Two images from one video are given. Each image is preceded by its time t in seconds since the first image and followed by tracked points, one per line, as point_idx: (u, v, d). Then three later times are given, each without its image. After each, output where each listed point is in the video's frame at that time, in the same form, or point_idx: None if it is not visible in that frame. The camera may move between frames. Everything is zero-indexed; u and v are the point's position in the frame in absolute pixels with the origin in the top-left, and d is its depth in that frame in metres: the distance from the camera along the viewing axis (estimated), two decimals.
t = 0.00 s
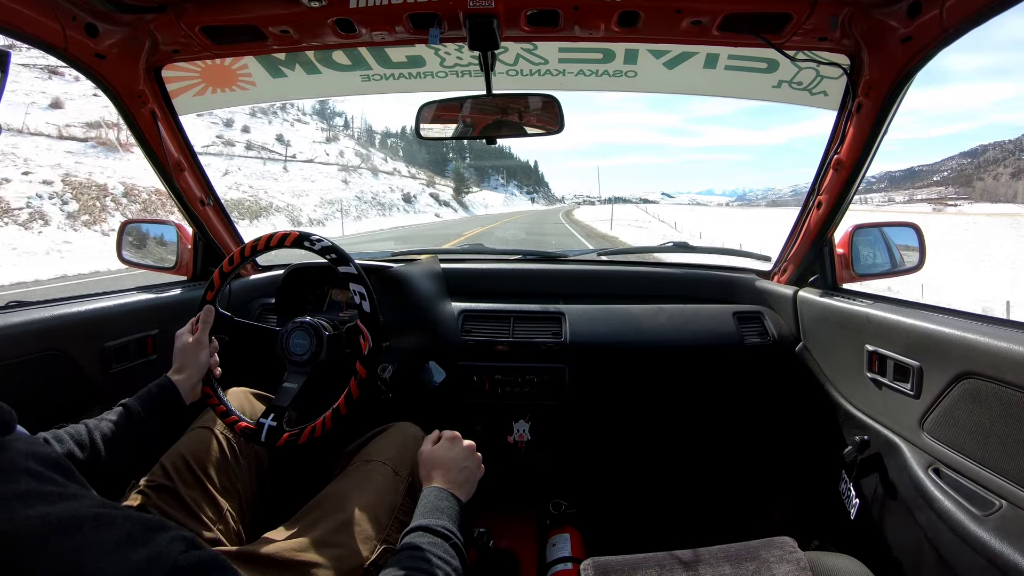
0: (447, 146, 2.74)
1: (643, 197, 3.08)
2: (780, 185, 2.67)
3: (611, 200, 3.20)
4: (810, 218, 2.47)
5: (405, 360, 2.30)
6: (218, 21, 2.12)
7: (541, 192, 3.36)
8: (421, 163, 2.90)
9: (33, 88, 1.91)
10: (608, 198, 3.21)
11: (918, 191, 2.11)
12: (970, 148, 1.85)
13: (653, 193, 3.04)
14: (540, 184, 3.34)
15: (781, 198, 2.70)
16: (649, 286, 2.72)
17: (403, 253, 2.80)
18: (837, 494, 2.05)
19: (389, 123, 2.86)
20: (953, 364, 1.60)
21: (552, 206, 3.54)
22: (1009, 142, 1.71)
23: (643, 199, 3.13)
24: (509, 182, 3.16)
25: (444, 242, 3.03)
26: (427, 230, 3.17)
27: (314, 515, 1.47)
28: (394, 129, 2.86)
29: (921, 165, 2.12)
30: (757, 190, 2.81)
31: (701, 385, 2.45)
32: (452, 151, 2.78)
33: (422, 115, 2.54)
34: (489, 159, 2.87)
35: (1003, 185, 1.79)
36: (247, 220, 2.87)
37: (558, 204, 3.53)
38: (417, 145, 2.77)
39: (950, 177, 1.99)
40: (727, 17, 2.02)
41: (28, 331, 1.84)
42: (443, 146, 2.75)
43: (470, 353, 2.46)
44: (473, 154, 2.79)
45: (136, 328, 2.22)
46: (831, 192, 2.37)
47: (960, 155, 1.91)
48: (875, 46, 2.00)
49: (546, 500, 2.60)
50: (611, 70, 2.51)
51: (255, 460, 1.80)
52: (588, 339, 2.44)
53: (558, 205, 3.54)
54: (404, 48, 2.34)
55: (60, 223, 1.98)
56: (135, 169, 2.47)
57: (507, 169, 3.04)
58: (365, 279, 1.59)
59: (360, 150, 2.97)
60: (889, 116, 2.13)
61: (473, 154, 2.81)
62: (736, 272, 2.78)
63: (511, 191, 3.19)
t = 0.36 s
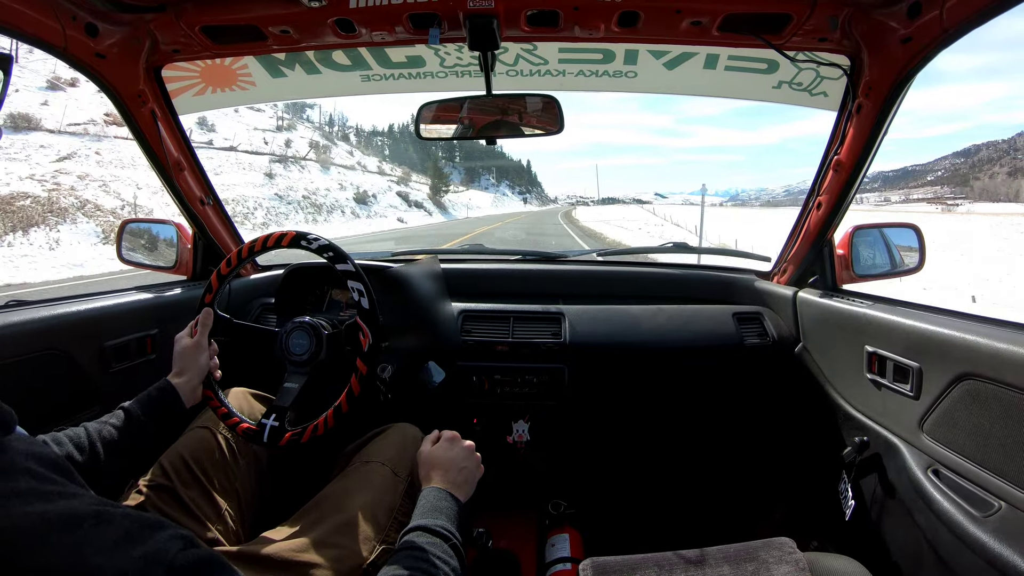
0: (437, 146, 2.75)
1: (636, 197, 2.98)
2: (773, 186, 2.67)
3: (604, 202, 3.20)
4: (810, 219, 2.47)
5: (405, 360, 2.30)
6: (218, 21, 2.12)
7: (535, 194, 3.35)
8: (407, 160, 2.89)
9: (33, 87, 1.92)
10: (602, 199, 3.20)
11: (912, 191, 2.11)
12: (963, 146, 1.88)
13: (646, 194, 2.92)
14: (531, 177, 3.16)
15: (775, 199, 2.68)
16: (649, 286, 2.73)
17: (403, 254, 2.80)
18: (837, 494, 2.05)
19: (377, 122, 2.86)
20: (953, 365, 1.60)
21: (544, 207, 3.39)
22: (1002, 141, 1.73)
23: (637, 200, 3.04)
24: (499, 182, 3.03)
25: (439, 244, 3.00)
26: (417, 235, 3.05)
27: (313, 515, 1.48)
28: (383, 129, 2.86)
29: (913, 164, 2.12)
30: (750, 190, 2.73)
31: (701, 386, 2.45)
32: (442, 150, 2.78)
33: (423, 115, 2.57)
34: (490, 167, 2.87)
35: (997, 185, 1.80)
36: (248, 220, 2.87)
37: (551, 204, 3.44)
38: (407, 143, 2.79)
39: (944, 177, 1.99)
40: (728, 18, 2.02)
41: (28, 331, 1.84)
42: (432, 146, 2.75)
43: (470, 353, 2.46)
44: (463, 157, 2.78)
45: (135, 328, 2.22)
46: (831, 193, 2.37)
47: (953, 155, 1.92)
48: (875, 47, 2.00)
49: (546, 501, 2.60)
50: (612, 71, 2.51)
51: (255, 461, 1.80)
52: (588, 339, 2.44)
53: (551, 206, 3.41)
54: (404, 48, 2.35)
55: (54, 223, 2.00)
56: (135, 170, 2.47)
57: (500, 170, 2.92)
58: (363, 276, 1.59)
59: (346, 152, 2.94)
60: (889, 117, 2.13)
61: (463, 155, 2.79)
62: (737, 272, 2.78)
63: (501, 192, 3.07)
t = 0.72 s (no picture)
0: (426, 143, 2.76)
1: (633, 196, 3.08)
2: (767, 184, 2.74)
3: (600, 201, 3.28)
4: (810, 219, 2.47)
5: (405, 360, 2.31)
6: (218, 21, 2.12)
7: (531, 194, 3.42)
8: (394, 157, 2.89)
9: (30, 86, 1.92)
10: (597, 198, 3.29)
11: (911, 191, 2.13)
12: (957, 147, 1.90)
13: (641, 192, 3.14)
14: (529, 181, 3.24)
15: (771, 197, 2.73)
16: (649, 286, 2.73)
17: (403, 254, 2.80)
18: (837, 494, 2.05)
19: (364, 115, 2.89)
20: (953, 364, 1.60)
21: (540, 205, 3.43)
22: (999, 141, 1.74)
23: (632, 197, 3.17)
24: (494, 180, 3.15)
25: (441, 242, 3.02)
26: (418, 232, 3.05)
27: (314, 515, 1.48)
28: (371, 122, 2.89)
29: (908, 165, 2.16)
30: (744, 189, 2.84)
31: (701, 385, 2.45)
32: (432, 146, 2.80)
33: (422, 115, 2.55)
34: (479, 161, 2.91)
35: (996, 185, 1.79)
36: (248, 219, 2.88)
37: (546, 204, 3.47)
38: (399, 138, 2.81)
39: (940, 177, 2.03)
40: (727, 17, 2.01)
41: (29, 331, 1.84)
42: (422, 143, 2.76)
43: (470, 353, 2.46)
44: (455, 153, 2.82)
45: (135, 328, 2.22)
46: (831, 192, 2.37)
47: (949, 154, 1.95)
48: (874, 46, 2.00)
49: (546, 501, 2.60)
50: (611, 71, 2.51)
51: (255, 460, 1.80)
52: (588, 339, 2.44)
53: (545, 205, 3.46)
54: (404, 47, 2.35)
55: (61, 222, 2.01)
56: (135, 168, 2.47)
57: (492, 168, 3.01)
58: (365, 278, 1.59)
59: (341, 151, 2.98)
60: (888, 117, 2.13)
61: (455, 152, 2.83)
62: (736, 272, 2.78)
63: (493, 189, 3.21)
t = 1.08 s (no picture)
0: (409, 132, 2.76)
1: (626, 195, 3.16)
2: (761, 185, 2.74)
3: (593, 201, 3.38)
4: (810, 219, 2.47)
5: (404, 360, 2.31)
6: (218, 21, 2.12)
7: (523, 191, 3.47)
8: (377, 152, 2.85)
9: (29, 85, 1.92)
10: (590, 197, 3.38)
11: (907, 192, 2.13)
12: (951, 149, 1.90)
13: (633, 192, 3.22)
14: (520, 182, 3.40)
15: (763, 199, 2.75)
16: (649, 286, 2.73)
17: (403, 254, 2.80)
18: (837, 494, 2.05)
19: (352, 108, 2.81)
20: (953, 364, 1.60)
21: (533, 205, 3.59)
22: (994, 144, 1.76)
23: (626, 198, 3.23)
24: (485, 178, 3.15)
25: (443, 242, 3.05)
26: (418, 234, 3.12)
27: (314, 515, 1.48)
28: (359, 117, 2.81)
29: (901, 166, 2.18)
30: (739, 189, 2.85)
31: (701, 385, 2.45)
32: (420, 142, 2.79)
33: (423, 115, 2.55)
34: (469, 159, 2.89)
35: (995, 187, 1.81)
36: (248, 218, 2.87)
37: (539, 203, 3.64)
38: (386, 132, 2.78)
39: (935, 179, 2.02)
40: (727, 17, 2.01)
41: (30, 331, 1.84)
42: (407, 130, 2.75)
43: (470, 353, 2.46)
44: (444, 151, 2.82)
45: (135, 327, 2.22)
46: (830, 192, 2.37)
47: (943, 158, 1.96)
48: (874, 46, 2.00)
49: (546, 500, 2.61)
50: (611, 71, 2.51)
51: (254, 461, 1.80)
52: (588, 339, 2.44)
53: (540, 205, 3.63)
54: (404, 48, 2.35)
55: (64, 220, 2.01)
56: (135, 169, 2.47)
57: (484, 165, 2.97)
58: (365, 278, 1.59)
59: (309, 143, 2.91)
60: (888, 117, 2.13)
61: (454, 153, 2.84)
62: (736, 272, 2.78)
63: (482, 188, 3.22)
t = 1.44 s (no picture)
0: (399, 126, 2.77)
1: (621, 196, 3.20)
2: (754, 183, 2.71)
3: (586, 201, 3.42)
4: (810, 220, 2.47)
5: (403, 360, 2.31)
6: (218, 20, 2.12)
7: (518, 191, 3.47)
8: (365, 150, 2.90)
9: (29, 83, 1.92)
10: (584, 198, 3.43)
11: (905, 190, 2.14)
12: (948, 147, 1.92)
13: (629, 191, 3.13)
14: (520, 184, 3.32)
15: (759, 197, 2.71)
16: (649, 286, 2.73)
17: (403, 254, 2.80)
18: (836, 495, 2.05)
19: (337, 105, 2.85)
20: (953, 366, 1.60)
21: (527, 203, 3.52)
22: (990, 142, 1.77)
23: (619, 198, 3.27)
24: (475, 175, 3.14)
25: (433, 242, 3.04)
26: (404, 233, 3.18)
27: (313, 514, 1.48)
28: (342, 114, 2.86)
29: (897, 165, 2.20)
30: (732, 187, 2.78)
31: (700, 386, 2.45)
32: (408, 137, 2.78)
33: (423, 115, 2.57)
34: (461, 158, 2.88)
35: (995, 186, 1.79)
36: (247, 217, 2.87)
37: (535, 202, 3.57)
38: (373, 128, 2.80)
39: (932, 176, 2.05)
40: (727, 18, 2.01)
41: (29, 330, 1.84)
42: (395, 123, 2.75)
43: (470, 353, 2.46)
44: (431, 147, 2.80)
45: (135, 327, 2.22)
46: (830, 193, 2.37)
47: (939, 155, 1.98)
48: (874, 47, 2.00)
49: (545, 501, 2.60)
50: (612, 71, 2.51)
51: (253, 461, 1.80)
52: (587, 339, 2.44)
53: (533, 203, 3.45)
54: (404, 48, 2.35)
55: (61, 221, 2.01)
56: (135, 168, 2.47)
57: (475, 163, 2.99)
58: (364, 278, 1.59)
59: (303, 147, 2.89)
60: (889, 118, 2.13)
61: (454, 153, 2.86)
62: (736, 272, 2.78)
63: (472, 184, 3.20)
